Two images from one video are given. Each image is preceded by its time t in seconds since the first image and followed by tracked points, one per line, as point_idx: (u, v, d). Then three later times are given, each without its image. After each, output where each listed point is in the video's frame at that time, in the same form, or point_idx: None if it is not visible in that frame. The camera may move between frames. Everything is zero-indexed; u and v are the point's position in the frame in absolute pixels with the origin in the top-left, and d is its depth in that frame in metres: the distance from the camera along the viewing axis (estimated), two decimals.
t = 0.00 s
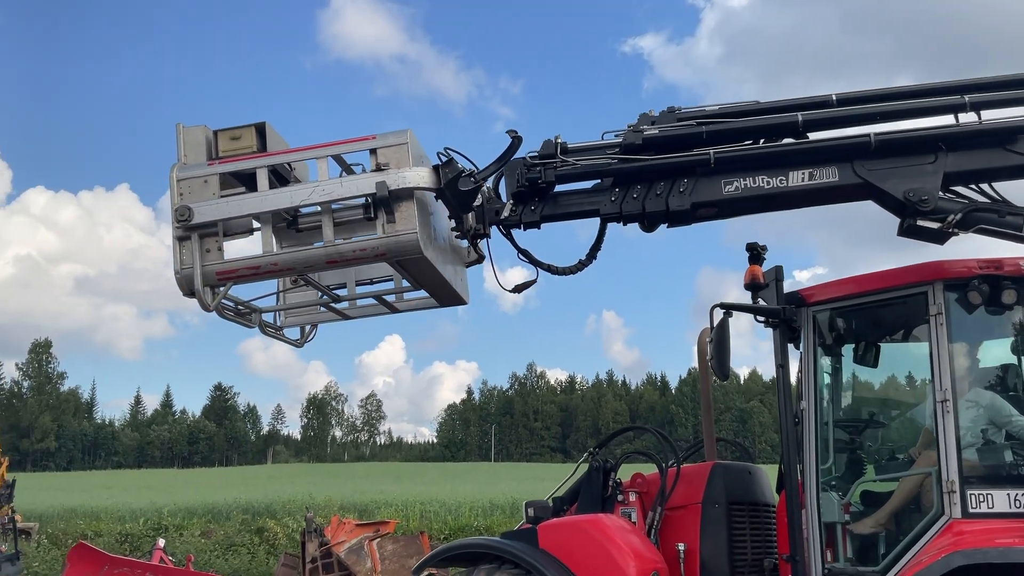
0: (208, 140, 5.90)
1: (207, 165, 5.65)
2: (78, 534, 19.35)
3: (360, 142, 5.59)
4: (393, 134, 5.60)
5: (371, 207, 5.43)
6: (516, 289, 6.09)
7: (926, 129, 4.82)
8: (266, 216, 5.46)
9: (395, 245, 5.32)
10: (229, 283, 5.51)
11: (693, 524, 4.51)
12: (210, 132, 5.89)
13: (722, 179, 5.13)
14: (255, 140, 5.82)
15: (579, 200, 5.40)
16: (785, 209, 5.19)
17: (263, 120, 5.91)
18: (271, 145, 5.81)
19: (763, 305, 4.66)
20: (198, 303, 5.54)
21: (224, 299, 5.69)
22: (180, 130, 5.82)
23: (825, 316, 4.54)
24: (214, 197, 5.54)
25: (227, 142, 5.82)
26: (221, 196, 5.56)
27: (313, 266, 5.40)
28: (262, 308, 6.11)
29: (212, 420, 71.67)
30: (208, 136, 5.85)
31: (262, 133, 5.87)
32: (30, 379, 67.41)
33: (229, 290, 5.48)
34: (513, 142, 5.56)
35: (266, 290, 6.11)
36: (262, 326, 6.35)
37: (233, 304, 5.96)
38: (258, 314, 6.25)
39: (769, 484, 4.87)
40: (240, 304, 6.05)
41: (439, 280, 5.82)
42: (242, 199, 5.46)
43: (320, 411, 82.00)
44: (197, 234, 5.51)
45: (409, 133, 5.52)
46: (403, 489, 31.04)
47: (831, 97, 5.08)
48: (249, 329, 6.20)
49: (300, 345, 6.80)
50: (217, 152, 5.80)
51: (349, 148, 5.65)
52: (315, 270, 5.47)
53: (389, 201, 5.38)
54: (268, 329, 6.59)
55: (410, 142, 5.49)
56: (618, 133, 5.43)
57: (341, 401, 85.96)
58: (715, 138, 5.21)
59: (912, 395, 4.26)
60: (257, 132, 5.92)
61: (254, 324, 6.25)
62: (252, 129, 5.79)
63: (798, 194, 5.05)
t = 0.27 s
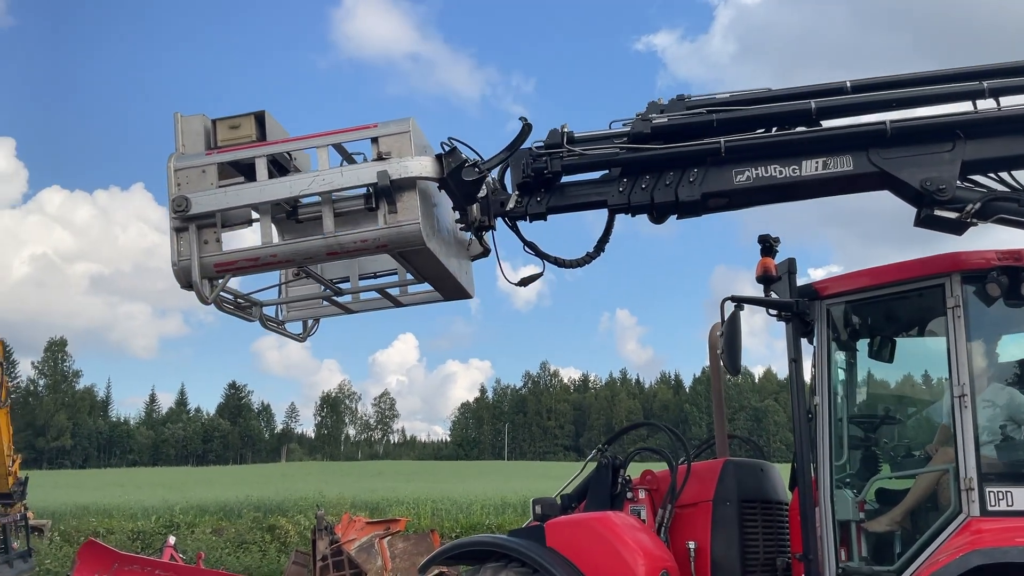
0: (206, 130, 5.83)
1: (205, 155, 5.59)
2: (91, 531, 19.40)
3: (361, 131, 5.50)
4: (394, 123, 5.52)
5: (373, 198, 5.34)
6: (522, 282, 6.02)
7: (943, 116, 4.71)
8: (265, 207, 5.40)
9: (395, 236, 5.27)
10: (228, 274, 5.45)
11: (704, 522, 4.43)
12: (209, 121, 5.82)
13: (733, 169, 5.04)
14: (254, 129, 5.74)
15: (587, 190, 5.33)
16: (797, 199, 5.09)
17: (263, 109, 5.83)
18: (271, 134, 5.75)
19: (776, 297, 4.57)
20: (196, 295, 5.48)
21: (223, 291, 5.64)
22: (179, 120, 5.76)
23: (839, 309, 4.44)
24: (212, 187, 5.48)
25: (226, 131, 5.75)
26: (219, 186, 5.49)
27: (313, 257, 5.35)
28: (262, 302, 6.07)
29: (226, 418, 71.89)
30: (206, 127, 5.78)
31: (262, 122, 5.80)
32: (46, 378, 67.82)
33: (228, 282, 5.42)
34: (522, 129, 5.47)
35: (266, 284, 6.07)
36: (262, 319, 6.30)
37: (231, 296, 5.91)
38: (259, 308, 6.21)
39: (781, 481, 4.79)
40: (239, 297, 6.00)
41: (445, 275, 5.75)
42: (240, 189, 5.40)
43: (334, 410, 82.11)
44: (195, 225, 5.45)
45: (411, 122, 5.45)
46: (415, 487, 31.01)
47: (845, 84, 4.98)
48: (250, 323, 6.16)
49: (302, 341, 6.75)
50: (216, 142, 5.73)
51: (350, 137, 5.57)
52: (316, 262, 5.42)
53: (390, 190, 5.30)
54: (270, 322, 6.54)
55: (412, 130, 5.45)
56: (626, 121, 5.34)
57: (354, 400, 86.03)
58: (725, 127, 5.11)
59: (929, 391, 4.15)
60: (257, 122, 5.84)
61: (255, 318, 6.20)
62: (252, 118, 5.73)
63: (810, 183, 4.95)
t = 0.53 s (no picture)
0: (206, 139, 5.74)
1: (206, 164, 5.50)
2: (103, 532, 19.40)
3: (364, 137, 5.40)
4: (399, 127, 5.42)
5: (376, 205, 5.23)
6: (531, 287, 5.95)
7: (964, 109, 4.59)
8: (266, 216, 5.31)
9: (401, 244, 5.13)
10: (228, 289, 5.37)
11: (718, 525, 4.33)
12: (208, 130, 5.73)
13: (748, 167, 4.93)
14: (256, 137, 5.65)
15: (596, 192, 5.23)
16: (815, 198, 4.97)
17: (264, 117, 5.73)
18: (271, 141, 5.65)
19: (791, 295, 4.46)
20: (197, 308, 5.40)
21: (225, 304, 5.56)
22: (177, 128, 5.66)
23: (857, 308, 4.33)
24: (212, 198, 5.39)
25: (226, 140, 5.65)
26: (219, 197, 5.40)
27: (317, 267, 5.24)
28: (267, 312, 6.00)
29: (240, 419, 72.04)
30: (206, 135, 5.69)
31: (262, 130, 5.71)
32: (61, 378, 68.16)
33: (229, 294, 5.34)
34: (532, 130, 5.41)
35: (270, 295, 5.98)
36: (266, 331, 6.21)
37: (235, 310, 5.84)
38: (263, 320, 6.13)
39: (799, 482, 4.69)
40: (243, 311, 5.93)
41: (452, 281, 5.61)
42: (241, 199, 5.30)
43: (347, 410, 82.18)
44: (195, 236, 5.37)
45: (415, 126, 5.34)
46: (427, 487, 30.92)
47: (862, 78, 4.87)
48: (255, 335, 6.08)
49: (309, 350, 6.67)
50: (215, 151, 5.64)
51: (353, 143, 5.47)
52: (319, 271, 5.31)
53: (395, 197, 5.20)
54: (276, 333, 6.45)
55: (416, 135, 5.35)
56: (636, 121, 5.25)
57: (367, 400, 86.05)
58: (739, 125, 5.01)
59: (949, 390, 4.03)
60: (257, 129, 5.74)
61: (259, 330, 6.11)
62: (252, 126, 5.63)
63: (828, 181, 4.82)
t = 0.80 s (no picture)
0: (206, 144, 5.70)
1: (205, 170, 5.46)
2: (115, 533, 19.45)
3: (366, 139, 5.34)
4: (401, 129, 5.35)
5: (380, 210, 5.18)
6: (540, 292, 5.87)
7: (984, 104, 4.47)
8: (267, 222, 5.27)
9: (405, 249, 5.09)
10: (229, 296, 5.31)
11: (732, 528, 4.23)
12: (208, 135, 5.69)
13: (762, 165, 4.83)
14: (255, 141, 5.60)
15: (606, 194, 5.14)
16: (832, 196, 4.87)
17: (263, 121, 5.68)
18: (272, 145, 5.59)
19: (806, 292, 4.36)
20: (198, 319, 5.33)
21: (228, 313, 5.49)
22: (177, 134, 5.63)
23: (874, 306, 4.23)
24: (212, 203, 5.34)
25: (226, 145, 5.61)
26: (219, 203, 5.36)
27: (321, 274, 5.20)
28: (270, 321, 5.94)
29: (254, 419, 72.20)
30: (205, 141, 5.65)
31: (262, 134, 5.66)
32: (76, 379, 68.53)
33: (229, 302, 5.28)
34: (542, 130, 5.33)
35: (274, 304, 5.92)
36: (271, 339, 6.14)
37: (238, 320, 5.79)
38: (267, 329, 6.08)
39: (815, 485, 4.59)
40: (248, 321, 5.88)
41: (459, 286, 5.56)
42: (241, 205, 5.25)
43: (359, 411, 82.24)
44: (194, 244, 5.32)
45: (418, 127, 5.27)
46: (438, 488, 30.85)
47: (878, 73, 4.76)
48: (259, 345, 6.03)
49: (314, 358, 6.60)
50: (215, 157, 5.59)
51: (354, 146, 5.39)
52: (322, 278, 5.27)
53: (398, 201, 5.15)
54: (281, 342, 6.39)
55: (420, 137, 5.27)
56: (645, 120, 5.15)
57: (380, 401, 86.08)
58: (751, 122, 4.91)
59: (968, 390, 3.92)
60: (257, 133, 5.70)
61: (264, 339, 6.06)
62: (253, 130, 5.59)
63: (845, 180, 4.72)
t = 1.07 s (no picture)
0: (204, 150, 5.66)
1: (203, 176, 5.42)
2: (128, 535, 19.49)
3: (365, 143, 5.28)
4: (401, 132, 5.29)
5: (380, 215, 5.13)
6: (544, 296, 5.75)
7: (996, 99, 4.39)
8: (264, 228, 5.26)
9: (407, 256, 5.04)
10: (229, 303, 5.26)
11: (740, 531, 4.17)
12: (205, 140, 5.65)
13: (769, 165, 4.77)
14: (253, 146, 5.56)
15: (609, 196, 5.09)
16: (841, 196, 4.80)
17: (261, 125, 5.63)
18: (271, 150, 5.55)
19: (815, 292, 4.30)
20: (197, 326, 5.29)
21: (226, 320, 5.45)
22: (174, 139, 5.59)
23: (883, 304, 4.17)
24: (210, 210, 5.30)
25: (224, 150, 5.57)
26: (217, 209, 5.31)
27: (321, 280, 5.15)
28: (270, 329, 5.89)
29: (268, 422, 72.31)
30: (203, 146, 5.61)
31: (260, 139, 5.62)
32: (90, 382, 68.85)
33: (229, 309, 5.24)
34: (544, 132, 5.26)
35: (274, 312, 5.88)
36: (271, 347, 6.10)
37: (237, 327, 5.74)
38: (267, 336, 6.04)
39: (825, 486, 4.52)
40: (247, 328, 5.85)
41: (461, 292, 5.49)
42: (239, 211, 5.21)
43: (373, 413, 82.32)
44: (192, 251, 5.28)
45: (418, 131, 5.22)
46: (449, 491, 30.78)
47: (886, 70, 4.69)
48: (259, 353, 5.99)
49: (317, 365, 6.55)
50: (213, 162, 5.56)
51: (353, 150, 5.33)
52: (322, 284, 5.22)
53: (398, 206, 5.10)
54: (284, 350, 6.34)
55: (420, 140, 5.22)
56: (649, 120, 5.09)
57: (394, 403, 86.11)
58: (758, 121, 4.84)
59: (982, 391, 3.85)
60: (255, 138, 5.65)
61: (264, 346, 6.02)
62: (250, 134, 5.54)
63: (854, 179, 4.65)
